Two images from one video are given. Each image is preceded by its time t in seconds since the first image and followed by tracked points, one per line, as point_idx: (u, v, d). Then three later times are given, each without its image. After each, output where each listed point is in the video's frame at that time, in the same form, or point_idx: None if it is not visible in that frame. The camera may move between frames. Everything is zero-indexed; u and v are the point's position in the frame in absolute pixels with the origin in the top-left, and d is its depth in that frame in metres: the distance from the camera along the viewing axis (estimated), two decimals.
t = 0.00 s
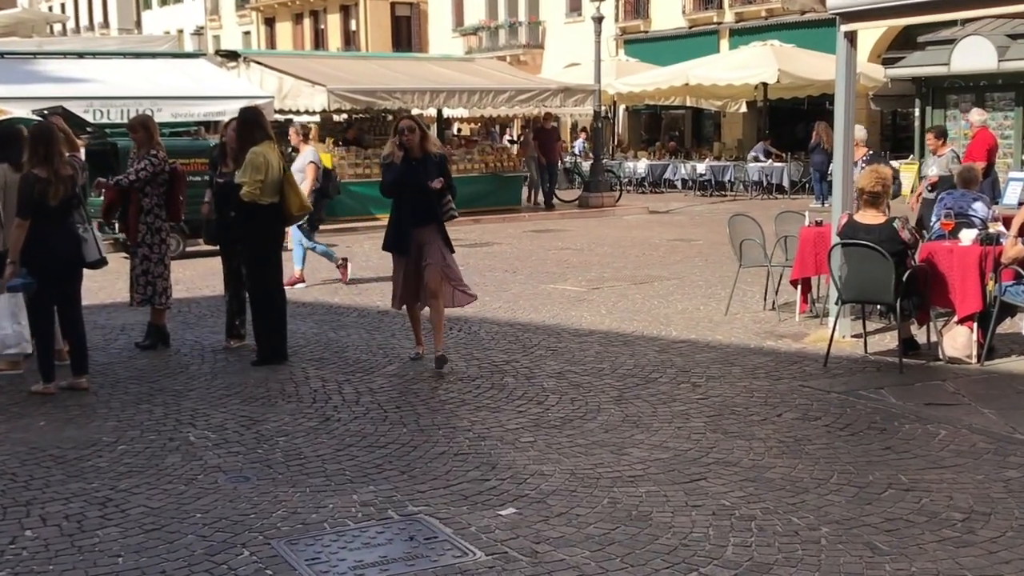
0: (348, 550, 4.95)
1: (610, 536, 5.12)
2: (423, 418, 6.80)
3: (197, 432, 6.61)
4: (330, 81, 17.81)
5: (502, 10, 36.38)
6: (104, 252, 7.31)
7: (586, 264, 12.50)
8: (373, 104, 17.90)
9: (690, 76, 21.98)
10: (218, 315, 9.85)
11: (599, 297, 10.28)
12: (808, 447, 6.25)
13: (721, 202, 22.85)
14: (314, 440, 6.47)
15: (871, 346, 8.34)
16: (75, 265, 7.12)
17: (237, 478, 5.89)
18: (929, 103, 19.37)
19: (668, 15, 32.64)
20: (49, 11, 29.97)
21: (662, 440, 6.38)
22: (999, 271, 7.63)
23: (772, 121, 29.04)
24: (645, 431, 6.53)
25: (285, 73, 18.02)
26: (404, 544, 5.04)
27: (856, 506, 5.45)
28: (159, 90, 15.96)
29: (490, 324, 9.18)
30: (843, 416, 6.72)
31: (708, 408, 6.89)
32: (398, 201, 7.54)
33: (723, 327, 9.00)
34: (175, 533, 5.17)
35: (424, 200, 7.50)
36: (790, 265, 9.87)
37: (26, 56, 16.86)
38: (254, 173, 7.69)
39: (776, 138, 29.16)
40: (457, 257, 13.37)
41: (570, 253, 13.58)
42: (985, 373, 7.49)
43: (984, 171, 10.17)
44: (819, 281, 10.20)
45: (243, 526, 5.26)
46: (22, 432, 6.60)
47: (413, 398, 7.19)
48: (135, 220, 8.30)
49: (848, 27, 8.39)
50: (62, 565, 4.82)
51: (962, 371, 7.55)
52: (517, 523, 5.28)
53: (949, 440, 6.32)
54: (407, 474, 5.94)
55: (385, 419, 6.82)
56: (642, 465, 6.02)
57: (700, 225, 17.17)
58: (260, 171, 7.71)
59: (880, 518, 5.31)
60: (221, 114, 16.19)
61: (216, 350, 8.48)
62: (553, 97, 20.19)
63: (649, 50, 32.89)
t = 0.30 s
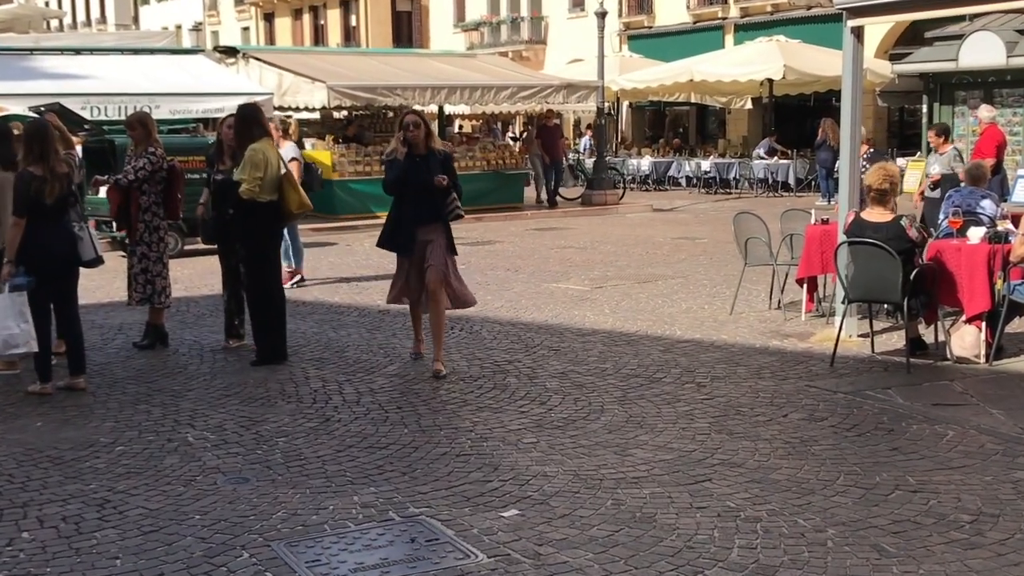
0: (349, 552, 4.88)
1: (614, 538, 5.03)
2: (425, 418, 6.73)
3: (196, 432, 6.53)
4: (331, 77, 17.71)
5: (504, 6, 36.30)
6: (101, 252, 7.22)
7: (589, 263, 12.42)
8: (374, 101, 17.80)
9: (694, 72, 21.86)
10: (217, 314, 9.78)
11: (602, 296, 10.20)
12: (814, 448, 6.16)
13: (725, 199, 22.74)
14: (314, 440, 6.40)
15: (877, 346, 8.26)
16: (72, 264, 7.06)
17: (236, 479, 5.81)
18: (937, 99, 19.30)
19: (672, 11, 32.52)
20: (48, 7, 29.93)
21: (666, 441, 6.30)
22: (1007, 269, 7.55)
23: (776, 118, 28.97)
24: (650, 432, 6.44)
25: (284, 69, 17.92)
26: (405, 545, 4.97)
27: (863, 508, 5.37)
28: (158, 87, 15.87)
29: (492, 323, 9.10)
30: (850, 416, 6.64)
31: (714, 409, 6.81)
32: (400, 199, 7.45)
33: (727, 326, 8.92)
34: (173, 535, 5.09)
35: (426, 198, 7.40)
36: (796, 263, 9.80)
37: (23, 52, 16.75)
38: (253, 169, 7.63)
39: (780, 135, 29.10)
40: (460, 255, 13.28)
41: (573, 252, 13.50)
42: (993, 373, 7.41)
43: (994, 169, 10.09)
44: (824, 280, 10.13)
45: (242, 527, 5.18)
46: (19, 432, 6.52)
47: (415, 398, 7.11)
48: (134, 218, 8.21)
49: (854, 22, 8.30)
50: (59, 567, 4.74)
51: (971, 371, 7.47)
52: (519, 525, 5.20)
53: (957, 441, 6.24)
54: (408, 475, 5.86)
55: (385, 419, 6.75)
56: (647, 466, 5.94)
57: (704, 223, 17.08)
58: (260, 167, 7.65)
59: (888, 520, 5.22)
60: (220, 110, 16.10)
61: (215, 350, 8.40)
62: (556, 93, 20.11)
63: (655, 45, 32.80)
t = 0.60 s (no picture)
0: (352, 551, 4.87)
1: (617, 537, 5.03)
2: (427, 417, 6.72)
3: (198, 431, 6.53)
4: (333, 77, 17.72)
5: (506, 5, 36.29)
6: (102, 251, 7.23)
7: (591, 262, 12.41)
8: (376, 100, 17.80)
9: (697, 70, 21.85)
10: (219, 313, 9.78)
11: (605, 295, 10.19)
12: (817, 447, 6.16)
13: (728, 198, 22.71)
14: (317, 439, 6.40)
15: (880, 345, 8.26)
16: (75, 264, 7.06)
17: (239, 479, 5.81)
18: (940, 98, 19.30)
19: (675, 10, 32.49)
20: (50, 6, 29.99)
21: (669, 440, 6.30)
22: (1010, 268, 7.55)
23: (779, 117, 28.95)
24: (653, 430, 6.44)
25: (286, 68, 17.92)
26: (408, 545, 4.96)
27: (866, 507, 5.36)
28: (161, 86, 15.87)
29: (495, 322, 9.09)
30: (853, 415, 6.63)
31: (717, 408, 6.80)
32: (403, 195, 7.45)
33: (730, 325, 8.92)
34: (177, 534, 5.09)
35: (428, 194, 7.39)
36: (798, 262, 9.79)
37: (25, 50, 16.75)
38: (257, 168, 7.62)
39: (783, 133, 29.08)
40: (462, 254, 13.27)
41: (576, 251, 13.49)
42: (996, 372, 7.40)
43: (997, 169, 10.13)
44: (828, 278, 10.12)
45: (245, 527, 5.17)
46: (22, 431, 6.52)
47: (418, 397, 7.11)
48: (137, 217, 8.21)
49: (857, 21, 8.30)
50: (62, 566, 4.74)
51: (973, 370, 7.46)
52: (522, 524, 5.20)
53: (961, 439, 6.23)
54: (411, 474, 5.86)
55: (388, 418, 6.74)
56: (649, 465, 5.94)
57: (708, 222, 17.07)
58: (263, 166, 7.63)
59: (891, 519, 5.22)
60: (223, 110, 16.10)
61: (217, 349, 8.40)
62: (559, 92, 20.11)
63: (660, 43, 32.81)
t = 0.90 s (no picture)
0: (355, 550, 4.88)
1: (620, 536, 5.03)
2: (430, 416, 6.72)
3: (202, 430, 6.53)
4: (336, 75, 17.73)
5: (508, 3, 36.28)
6: (106, 249, 7.23)
7: (594, 261, 12.41)
8: (379, 99, 17.80)
9: (700, 69, 21.85)
10: (222, 312, 9.78)
11: (608, 294, 10.19)
12: (821, 446, 6.16)
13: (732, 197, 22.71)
14: (320, 438, 6.40)
15: (883, 344, 8.25)
16: (77, 264, 7.06)
17: (243, 478, 5.81)
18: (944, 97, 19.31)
19: (678, 9, 32.46)
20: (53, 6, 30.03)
21: (672, 439, 6.29)
22: (1014, 266, 7.54)
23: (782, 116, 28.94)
24: (656, 429, 6.44)
25: (289, 67, 17.93)
26: (411, 544, 4.96)
27: (870, 506, 5.36)
28: (163, 86, 15.87)
29: (498, 321, 9.09)
30: (856, 414, 6.63)
31: (720, 407, 6.80)
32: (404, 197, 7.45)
33: (734, 324, 8.91)
34: (180, 533, 5.10)
35: (428, 195, 7.38)
36: (802, 261, 9.79)
37: (28, 50, 16.76)
38: (261, 168, 7.63)
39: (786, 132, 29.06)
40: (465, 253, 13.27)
41: (579, 250, 13.49)
42: (999, 371, 7.39)
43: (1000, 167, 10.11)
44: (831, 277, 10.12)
45: (248, 525, 5.18)
46: (25, 430, 6.52)
47: (421, 396, 7.11)
48: (140, 216, 8.22)
49: (860, 20, 8.30)
50: (66, 565, 4.75)
51: (977, 369, 7.45)
52: (526, 523, 5.20)
53: (964, 438, 6.23)
54: (414, 473, 5.85)
55: (392, 417, 6.74)
56: (653, 463, 5.94)
57: (710, 221, 17.06)
58: (266, 166, 7.64)
59: (895, 518, 5.22)
60: (225, 109, 16.11)
61: (220, 348, 8.41)
62: (562, 91, 20.11)
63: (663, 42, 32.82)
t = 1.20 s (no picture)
0: (360, 549, 4.88)
1: (624, 535, 5.03)
2: (434, 415, 6.73)
3: (206, 429, 6.54)
4: (340, 74, 17.74)
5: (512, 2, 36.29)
6: (110, 248, 7.21)
7: (598, 260, 12.40)
8: (383, 98, 17.80)
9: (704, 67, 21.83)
10: (225, 311, 9.79)
11: (613, 293, 10.18)
12: (825, 445, 6.15)
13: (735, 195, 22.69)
14: (324, 437, 6.41)
15: (888, 342, 8.25)
16: (81, 263, 7.08)
17: (247, 476, 5.82)
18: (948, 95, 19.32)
19: (682, 7, 32.44)
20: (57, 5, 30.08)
21: (676, 437, 6.29)
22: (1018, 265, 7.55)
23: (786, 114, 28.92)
24: (660, 428, 6.44)
25: (294, 66, 17.94)
26: (415, 542, 4.97)
27: (874, 505, 5.36)
28: (168, 84, 15.88)
29: (502, 320, 9.10)
30: (861, 413, 6.63)
31: (724, 405, 6.80)
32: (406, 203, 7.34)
33: (738, 322, 8.91)
34: (185, 531, 5.10)
35: (430, 201, 7.28)
36: (806, 260, 9.78)
37: (31, 49, 16.76)
38: (265, 167, 7.63)
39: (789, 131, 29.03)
40: (469, 252, 13.28)
41: (583, 248, 13.49)
42: (1003, 369, 7.39)
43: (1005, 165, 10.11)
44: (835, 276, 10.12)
45: (253, 524, 5.19)
46: (30, 429, 6.53)
47: (425, 395, 7.12)
48: (143, 214, 8.21)
49: (865, 18, 8.30)
50: (71, 563, 4.75)
51: (981, 367, 7.45)
52: (530, 521, 5.20)
53: (968, 437, 6.23)
54: (418, 472, 5.86)
55: (395, 416, 6.75)
56: (657, 462, 5.94)
57: (715, 220, 17.05)
58: (271, 165, 7.65)
59: (899, 517, 5.21)
60: (230, 108, 16.11)
61: (225, 347, 8.41)
62: (566, 89, 20.08)
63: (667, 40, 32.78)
